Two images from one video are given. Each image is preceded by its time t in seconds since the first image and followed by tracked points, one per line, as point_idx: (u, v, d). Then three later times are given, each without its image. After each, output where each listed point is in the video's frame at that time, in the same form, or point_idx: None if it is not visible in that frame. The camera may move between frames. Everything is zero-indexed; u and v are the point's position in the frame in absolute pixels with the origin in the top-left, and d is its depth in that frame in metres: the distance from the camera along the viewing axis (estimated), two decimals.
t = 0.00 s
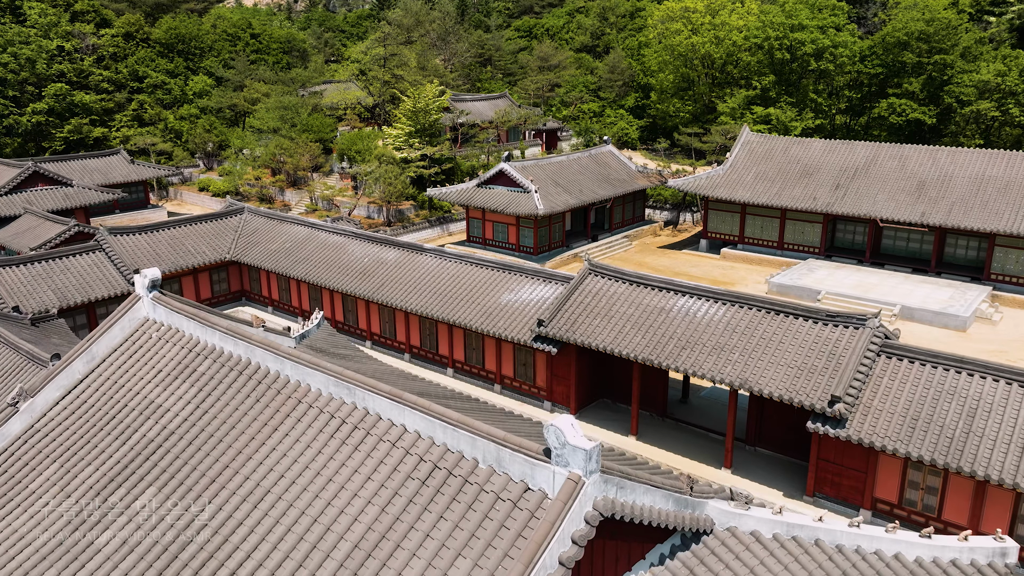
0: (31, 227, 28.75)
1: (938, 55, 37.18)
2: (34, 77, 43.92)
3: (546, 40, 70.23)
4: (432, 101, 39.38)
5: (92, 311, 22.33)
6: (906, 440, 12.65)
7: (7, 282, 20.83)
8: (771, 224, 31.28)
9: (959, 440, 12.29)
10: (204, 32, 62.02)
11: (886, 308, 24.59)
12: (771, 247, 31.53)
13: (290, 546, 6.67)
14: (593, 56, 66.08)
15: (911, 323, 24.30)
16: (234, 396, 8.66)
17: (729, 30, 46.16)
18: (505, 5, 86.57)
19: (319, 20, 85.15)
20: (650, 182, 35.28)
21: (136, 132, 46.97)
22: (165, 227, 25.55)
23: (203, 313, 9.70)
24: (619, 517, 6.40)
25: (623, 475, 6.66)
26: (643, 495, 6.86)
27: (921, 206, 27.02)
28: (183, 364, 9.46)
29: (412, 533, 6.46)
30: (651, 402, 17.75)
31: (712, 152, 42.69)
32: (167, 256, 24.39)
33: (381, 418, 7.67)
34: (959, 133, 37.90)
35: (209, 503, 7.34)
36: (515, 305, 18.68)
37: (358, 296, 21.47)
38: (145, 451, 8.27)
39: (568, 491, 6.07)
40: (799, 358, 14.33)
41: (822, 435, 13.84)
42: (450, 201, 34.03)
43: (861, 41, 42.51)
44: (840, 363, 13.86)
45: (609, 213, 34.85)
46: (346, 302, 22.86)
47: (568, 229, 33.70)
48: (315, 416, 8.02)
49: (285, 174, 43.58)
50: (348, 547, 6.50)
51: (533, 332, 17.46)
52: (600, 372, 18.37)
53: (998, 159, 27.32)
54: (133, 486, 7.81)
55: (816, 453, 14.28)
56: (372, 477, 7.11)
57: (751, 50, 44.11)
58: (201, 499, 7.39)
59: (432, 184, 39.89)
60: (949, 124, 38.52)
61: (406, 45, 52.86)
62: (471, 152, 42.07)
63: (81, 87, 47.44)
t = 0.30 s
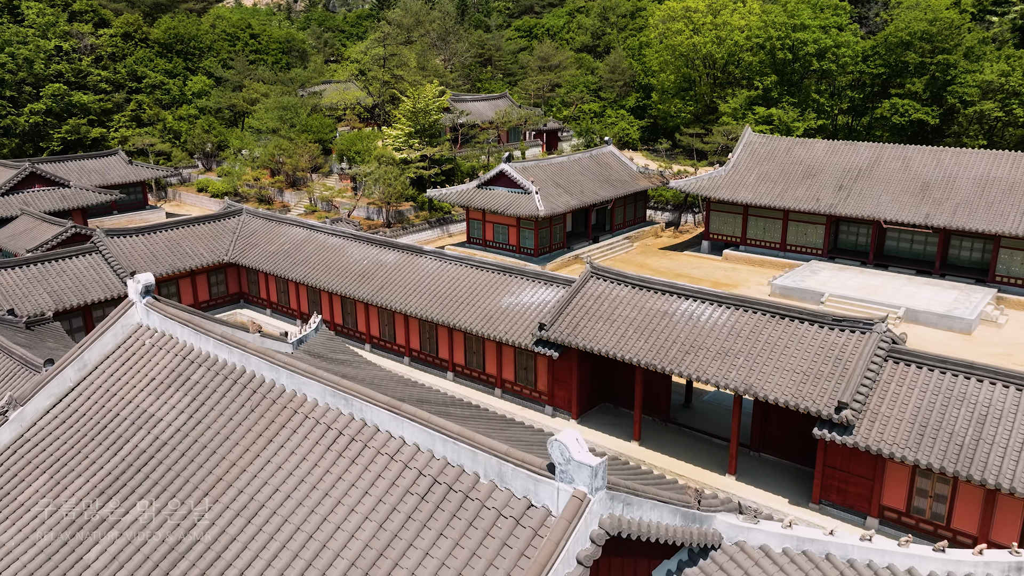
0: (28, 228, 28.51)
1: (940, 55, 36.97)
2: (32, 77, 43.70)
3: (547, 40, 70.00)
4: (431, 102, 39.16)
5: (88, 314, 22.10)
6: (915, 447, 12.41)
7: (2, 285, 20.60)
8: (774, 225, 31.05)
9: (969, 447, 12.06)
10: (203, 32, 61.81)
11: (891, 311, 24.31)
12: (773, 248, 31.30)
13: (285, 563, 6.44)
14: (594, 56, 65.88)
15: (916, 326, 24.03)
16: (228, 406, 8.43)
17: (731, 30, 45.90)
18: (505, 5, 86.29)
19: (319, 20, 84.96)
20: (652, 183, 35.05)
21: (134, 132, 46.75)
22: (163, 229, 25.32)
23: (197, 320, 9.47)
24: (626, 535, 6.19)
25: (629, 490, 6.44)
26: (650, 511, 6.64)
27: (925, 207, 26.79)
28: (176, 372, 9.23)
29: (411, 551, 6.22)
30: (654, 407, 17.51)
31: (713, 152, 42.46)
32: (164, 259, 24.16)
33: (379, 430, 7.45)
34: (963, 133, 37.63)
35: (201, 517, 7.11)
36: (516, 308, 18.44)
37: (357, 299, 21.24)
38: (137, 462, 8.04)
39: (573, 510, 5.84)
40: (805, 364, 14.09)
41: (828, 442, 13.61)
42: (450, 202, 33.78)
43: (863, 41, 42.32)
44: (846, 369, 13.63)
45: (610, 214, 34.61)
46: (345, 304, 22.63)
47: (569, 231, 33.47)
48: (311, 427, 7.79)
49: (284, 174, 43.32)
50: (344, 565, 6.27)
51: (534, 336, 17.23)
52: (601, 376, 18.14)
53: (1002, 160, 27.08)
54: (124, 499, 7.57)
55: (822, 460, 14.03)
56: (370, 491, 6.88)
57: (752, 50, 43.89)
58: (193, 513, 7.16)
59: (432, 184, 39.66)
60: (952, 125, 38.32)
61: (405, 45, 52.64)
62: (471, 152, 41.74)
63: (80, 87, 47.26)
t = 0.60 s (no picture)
0: (24, 229, 28.27)
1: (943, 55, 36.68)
2: (29, 78, 43.46)
3: (547, 40, 69.72)
4: (431, 102, 38.91)
5: (84, 317, 21.86)
6: (924, 456, 12.14)
7: None
8: (776, 226, 30.80)
9: (980, 456, 11.79)
10: (202, 32, 61.59)
11: (895, 314, 24.03)
12: (776, 250, 31.06)
13: None
14: (595, 56, 65.65)
15: (920, 329, 23.79)
16: (221, 417, 8.18)
17: (733, 30, 45.63)
18: (505, 5, 85.99)
19: (318, 20, 84.76)
20: (653, 184, 34.82)
21: (133, 133, 46.51)
22: (160, 231, 25.07)
23: (189, 328, 9.21)
24: (634, 557, 5.94)
25: (636, 509, 6.21)
26: (657, 530, 6.41)
27: (930, 208, 26.53)
28: (168, 381, 8.98)
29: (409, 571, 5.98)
30: (656, 412, 17.25)
31: (715, 153, 42.20)
32: (161, 261, 23.91)
33: (376, 443, 7.22)
34: (965, 133, 37.59)
35: (191, 535, 6.85)
36: (517, 312, 18.19)
37: (355, 302, 20.99)
38: (125, 475, 7.79)
39: (578, 531, 5.59)
40: (811, 369, 13.84)
41: (835, 449, 13.35)
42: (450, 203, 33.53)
43: (866, 41, 42.04)
44: (854, 375, 13.37)
45: (611, 216, 34.35)
46: (344, 307, 22.38)
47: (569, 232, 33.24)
48: (306, 440, 7.55)
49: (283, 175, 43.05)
50: None
51: (535, 341, 16.97)
52: (603, 380, 17.89)
53: (1007, 161, 26.82)
54: (111, 514, 7.31)
55: (829, 467, 13.75)
56: (366, 509, 6.64)
57: (754, 50, 43.65)
58: (183, 531, 6.90)
59: (432, 186, 39.43)
60: (954, 125, 38.08)
61: (405, 45, 52.46)
62: (472, 153, 41.49)
63: (77, 87, 47.00)
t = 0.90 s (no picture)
0: (20, 231, 28.01)
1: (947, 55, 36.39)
2: (26, 78, 43.21)
3: (548, 40, 69.43)
4: (431, 103, 38.65)
5: (79, 320, 21.61)
6: (934, 464, 11.86)
7: None
8: (779, 228, 30.55)
9: (991, 465, 11.53)
10: (201, 32, 61.32)
11: (900, 317, 23.77)
12: (778, 252, 30.82)
13: None
14: (595, 56, 65.40)
15: (924, 332, 23.55)
16: (213, 428, 7.92)
17: (734, 30, 45.37)
18: (505, 5, 85.69)
19: (318, 20, 84.46)
20: (654, 185, 34.59)
21: (130, 133, 46.25)
22: (156, 233, 24.81)
23: (181, 336, 8.95)
24: None
25: (642, 529, 5.97)
26: (663, 551, 6.16)
27: (934, 210, 26.27)
28: (159, 391, 8.72)
29: None
30: (659, 418, 17.00)
31: (716, 154, 41.94)
32: (157, 263, 23.66)
33: (372, 458, 6.97)
34: (969, 134, 37.14)
35: (180, 553, 6.60)
36: (517, 316, 17.93)
37: (354, 305, 20.73)
38: (114, 490, 7.53)
39: (583, 554, 5.32)
40: (817, 376, 13.59)
41: (842, 457, 13.08)
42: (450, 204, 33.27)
43: (868, 40, 41.78)
44: (861, 382, 13.11)
45: (612, 217, 34.11)
46: (342, 310, 22.12)
47: (570, 234, 32.99)
48: (300, 454, 7.30)
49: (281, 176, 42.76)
50: None
51: (536, 345, 16.71)
52: (605, 385, 17.65)
53: (1012, 162, 26.58)
54: (98, 531, 7.06)
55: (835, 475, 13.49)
56: (361, 528, 6.40)
57: (755, 50, 43.41)
58: (171, 549, 6.65)
59: (431, 187, 39.17)
60: (958, 125, 37.78)
61: (405, 45, 52.23)
62: (472, 154, 41.24)
63: (75, 87, 46.75)
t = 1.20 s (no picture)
0: (15, 232, 27.75)
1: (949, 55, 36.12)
2: (24, 78, 43.00)
3: (548, 40, 69.18)
4: (431, 103, 38.41)
5: (74, 323, 21.36)
6: (944, 474, 11.58)
7: None
8: (781, 230, 30.29)
9: (1002, 474, 11.26)
10: (200, 32, 61.10)
11: (904, 320, 23.52)
12: (780, 254, 30.56)
13: None
14: (596, 57, 65.16)
15: (928, 335, 23.30)
16: (204, 442, 7.67)
17: (736, 30, 45.11)
18: (505, 5, 85.41)
19: (317, 20, 84.17)
20: (656, 187, 34.33)
21: (128, 134, 45.99)
22: (152, 235, 24.54)
23: (171, 345, 8.67)
24: None
25: (649, 551, 5.73)
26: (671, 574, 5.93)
27: (939, 212, 26.01)
28: (149, 401, 8.46)
29: None
30: (661, 423, 16.75)
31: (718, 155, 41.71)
32: (153, 266, 23.38)
33: (368, 475, 6.76)
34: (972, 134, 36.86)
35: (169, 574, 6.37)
36: (517, 320, 17.66)
37: (352, 308, 20.47)
38: (102, 505, 7.30)
39: None
40: (823, 382, 13.33)
41: (849, 466, 12.80)
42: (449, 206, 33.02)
43: (870, 41, 41.57)
44: (868, 389, 12.84)
45: (613, 219, 33.86)
46: (340, 313, 21.86)
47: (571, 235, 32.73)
48: (293, 469, 7.07)
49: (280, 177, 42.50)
50: None
51: (537, 351, 16.44)
52: (606, 390, 17.41)
53: (1017, 163, 26.34)
54: (85, 550, 6.83)
55: (842, 484, 13.23)
56: (356, 548, 6.17)
57: (757, 51, 43.19)
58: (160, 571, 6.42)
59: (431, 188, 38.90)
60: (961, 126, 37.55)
61: (405, 45, 52.05)
62: (471, 155, 41.01)
63: (73, 88, 46.54)
